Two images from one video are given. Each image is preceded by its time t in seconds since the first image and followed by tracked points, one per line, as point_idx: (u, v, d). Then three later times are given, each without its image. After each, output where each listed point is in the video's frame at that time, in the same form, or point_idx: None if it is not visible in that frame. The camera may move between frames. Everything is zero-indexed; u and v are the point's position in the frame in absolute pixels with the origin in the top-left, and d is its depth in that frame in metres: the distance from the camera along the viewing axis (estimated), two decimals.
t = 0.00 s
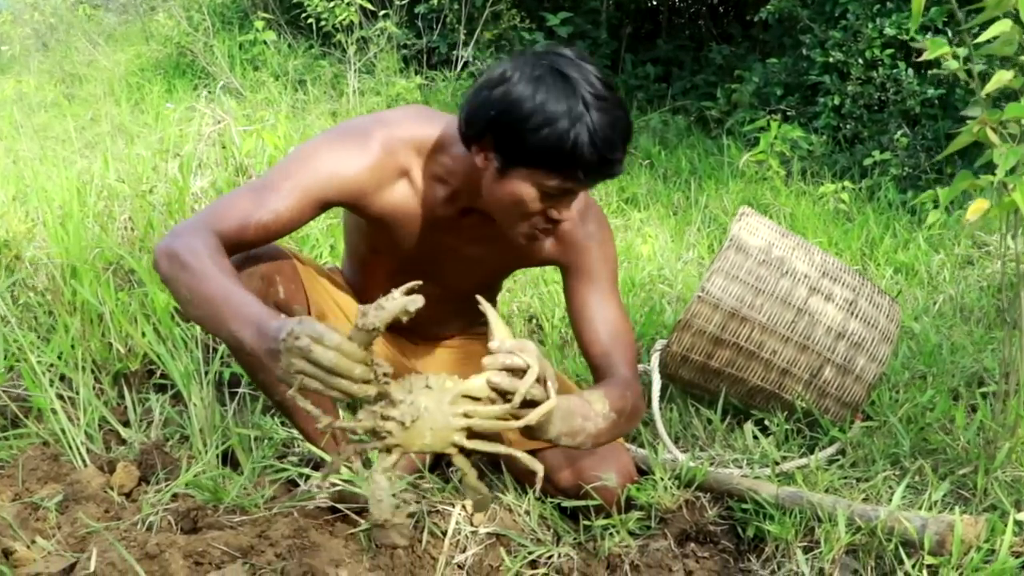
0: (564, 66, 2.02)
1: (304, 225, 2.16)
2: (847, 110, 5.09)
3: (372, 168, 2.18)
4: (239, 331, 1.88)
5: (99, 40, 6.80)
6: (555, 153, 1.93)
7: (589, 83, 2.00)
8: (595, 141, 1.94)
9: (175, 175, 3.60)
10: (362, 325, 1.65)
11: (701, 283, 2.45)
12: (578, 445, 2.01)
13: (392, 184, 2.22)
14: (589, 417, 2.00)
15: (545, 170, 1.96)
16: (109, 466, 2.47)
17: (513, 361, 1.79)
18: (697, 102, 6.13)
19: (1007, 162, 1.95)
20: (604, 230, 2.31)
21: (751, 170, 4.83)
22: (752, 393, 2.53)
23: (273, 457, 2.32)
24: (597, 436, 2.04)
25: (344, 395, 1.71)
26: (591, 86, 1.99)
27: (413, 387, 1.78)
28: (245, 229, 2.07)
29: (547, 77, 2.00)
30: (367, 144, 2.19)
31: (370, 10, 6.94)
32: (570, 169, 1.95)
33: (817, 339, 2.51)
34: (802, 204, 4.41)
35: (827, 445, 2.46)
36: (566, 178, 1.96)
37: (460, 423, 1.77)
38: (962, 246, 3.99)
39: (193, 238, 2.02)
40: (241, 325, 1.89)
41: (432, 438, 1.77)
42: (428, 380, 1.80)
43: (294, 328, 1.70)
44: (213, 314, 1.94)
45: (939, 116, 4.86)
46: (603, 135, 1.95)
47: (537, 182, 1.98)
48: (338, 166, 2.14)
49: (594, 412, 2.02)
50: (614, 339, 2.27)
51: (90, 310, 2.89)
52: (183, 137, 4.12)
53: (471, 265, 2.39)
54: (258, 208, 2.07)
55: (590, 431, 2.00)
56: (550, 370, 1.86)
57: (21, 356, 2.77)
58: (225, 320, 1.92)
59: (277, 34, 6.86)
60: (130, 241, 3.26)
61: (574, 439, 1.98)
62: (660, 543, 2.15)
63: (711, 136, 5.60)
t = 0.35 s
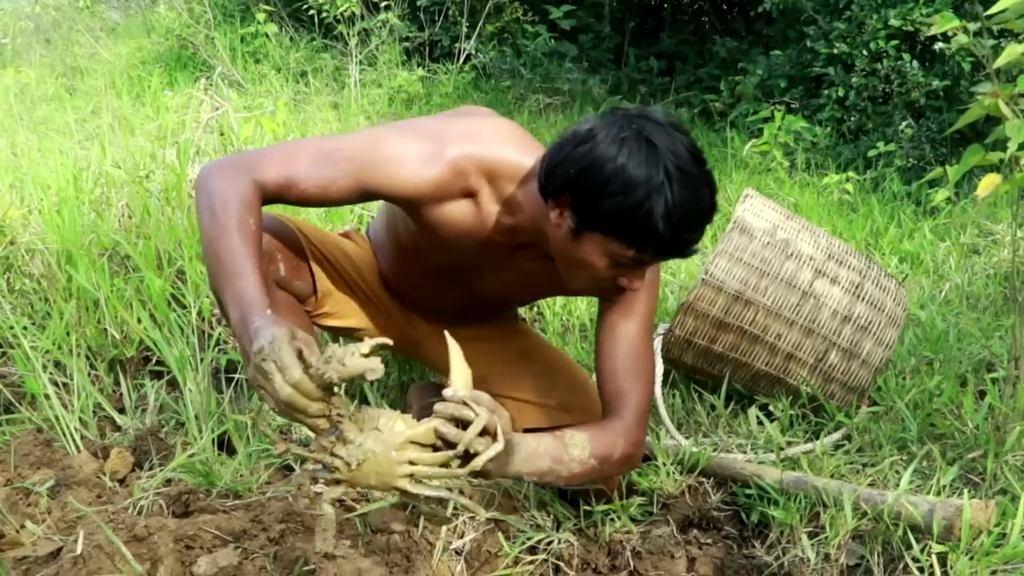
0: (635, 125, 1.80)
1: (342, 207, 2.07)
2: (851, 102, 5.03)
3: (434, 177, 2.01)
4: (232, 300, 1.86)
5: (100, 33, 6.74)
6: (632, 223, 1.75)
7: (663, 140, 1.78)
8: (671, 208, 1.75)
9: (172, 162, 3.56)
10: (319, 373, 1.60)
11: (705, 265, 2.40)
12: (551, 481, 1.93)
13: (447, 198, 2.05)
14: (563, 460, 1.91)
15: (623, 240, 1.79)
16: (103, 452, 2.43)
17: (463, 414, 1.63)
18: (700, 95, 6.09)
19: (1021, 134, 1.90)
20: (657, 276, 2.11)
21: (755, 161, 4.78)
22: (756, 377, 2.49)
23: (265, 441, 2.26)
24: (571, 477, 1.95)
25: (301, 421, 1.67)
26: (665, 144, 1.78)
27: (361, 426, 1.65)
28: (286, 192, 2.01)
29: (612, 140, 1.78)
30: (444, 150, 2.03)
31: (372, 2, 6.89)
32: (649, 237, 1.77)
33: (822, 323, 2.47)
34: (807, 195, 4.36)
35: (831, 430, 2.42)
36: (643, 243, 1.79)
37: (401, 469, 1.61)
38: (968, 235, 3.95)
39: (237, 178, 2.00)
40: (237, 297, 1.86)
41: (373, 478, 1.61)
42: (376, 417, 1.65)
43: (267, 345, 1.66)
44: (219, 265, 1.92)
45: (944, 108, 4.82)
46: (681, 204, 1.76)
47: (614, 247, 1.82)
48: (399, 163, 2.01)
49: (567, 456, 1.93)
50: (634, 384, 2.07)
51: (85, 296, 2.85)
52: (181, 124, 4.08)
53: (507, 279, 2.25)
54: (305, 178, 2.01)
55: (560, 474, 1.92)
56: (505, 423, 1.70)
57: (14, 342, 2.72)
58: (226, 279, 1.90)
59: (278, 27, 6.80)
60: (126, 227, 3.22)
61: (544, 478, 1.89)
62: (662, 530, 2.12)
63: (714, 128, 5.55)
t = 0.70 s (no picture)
0: (643, 149, 1.66)
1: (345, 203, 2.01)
2: (859, 95, 4.98)
3: (442, 168, 1.96)
4: (234, 306, 1.80)
5: (105, 27, 6.71)
6: (557, 210, 1.66)
7: (651, 180, 1.64)
8: (602, 227, 1.62)
9: (174, 151, 3.52)
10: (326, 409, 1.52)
11: (711, 249, 2.36)
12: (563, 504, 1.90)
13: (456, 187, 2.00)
14: (578, 489, 1.88)
15: (547, 221, 1.71)
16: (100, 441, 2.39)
17: (469, 465, 1.59)
18: (707, 89, 6.04)
19: None
20: (676, 278, 2.02)
21: (761, 155, 4.73)
22: (762, 365, 2.45)
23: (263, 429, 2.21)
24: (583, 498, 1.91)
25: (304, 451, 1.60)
26: (648, 183, 1.63)
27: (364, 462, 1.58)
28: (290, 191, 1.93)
29: (606, 141, 1.66)
30: (452, 139, 1.97)
31: None
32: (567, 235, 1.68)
33: (830, 309, 2.43)
34: (814, 188, 4.32)
35: (839, 419, 2.38)
36: (562, 239, 1.70)
37: (402, 516, 1.57)
38: (978, 226, 3.90)
39: (238, 180, 1.91)
40: (241, 305, 1.79)
41: (372, 520, 1.57)
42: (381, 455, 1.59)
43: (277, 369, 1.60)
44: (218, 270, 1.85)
45: (952, 102, 4.77)
46: (614, 228, 1.63)
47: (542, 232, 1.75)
48: (407, 156, 1.93)
49: (582, 483, 1.89)
50: (655, 390, 1.99)
51: (83, 283, 2.81)
52: (182, 113, 4.03)
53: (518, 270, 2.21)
54: (309, 175, 1.92)
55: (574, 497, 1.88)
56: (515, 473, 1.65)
57: (11, 329, 2.69)
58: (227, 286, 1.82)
59: (284, 21, 6.75)
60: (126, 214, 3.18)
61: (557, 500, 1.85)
62: (667, 519, 2.08)
63: (721, 123, 5.50)
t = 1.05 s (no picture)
0: (574, 36, 1.77)
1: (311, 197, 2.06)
2: (868, 92, 4.95)
3: (392, 144, 2.03)
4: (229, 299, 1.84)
5: (110, 25, 6.69)
6: (501, 112, 1.69)
7: (589, 64, 1.74)
8: (553, 115, 1.68)
9: (177, 147, 3.51)
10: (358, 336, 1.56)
11: (716, 244, 2.33)
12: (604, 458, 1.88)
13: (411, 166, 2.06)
14: (619, 438, 1.84)
15: (488, 134, 1.72)
16: (101, 435, 2.38)
17: (514, 398, 1.60)
18: (715, 86, 6.01)
19: None
20: (655, 226, 2.07)
21: (769, 152, 4.71)
22: (770, 361, 2.42)
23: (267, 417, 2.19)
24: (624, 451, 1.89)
25: (337, 399, 1.64)
26: (588, 67, 1.74)
27: (404, 403, 1.62)
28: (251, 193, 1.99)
29: (536, 37, 1.76)
30: (392, 117, 2.04)
31: None
32: (514, 135, 1.70)
33: (837, 304, 2.40)
34: (823, 185, 4.29)
35: (848, 416, 2.34)
36: (509, 147, 1.71)
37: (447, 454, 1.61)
38: (989, 223, 3.87)
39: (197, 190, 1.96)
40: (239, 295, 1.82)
41: (415, 460, 1.60)
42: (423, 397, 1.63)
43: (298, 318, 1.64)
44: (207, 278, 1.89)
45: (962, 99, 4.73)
46: (564, 115, 1.69)
47: (484, 151, 1.75)
48: (355, 141, 2.00)
49: (624, 430, 1.86)
50: (658, 338, 1.99)
51: (85, 278, 2.80)
52: (187, 109, 4.02)
53: (492, 255, 2.22)
54: (265, 173, 1.98)
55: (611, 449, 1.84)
56: (563, 404, 1.66)
57: (12, 324, 2.68)
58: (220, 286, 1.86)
59: (289, 18, 6.72)
60: (130, 210, 3.16)
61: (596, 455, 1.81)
62: (672, 515, 2.04)
63: (729, 120, 5.48)
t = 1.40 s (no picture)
0: None
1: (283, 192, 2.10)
2: (877, 92, 4.92)
3: (348, 129, 2.07)
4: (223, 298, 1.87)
5: (118, 25, 6.69)
6: (445, 76, 1.74)
7: (520, 14, 1.79)
8: (493, 69, 1.74)
9: (184, 148, 3.51)
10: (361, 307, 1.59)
11: (723, 248, 2.32)
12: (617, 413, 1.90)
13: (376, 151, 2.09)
14: (630, 392, 1.86)
15: (432, 98, 1.77)
16: (105, 435, 2.38)
17: (521, 376, 1.64)
18: (724, 85, 5.98)
19: None
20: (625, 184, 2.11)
21: (778, 151, 4.69)
22: (777, 363, 2.40)
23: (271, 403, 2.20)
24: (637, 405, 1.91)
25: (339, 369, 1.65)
26: (520, 17, 1.79)
27: (412, 374, 1.66)
28: (220, 197, 2.01)
29: None
30: (344, 104, 2.09)
31: None
32: (460, 96, 1.75)
33: (845, 307, 2.38)
34: (831, 184, 4.28)
35: (856, 418, 2.32)
36: (458, 109, 1.76)
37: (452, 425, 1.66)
38: (999, 223, 3.85)
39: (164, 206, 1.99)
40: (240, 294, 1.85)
41: (422, 431, 1.65)
42: (432, 369, 1.66)
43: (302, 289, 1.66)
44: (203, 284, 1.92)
45: (972, 98, 4.71)
46: (503, 66, 1.75)
47: (434, 120, 1.80)
48: (313, 135, 2.06)
49: (634, 385, 1.88)
50: (650, 297, 2.05)
51: (91, 278, 2.80)
52: (194, 110, 4.02)
53: (474, 243, 2.23)
54: (231, 176, 2.01)
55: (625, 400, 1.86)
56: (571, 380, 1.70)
57: (17, 324, 2.68)
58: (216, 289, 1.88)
59: (297, 18, 6.71)
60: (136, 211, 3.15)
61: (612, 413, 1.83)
62: (679, 518, 2.02)
63: (737, 119, 5.46)
